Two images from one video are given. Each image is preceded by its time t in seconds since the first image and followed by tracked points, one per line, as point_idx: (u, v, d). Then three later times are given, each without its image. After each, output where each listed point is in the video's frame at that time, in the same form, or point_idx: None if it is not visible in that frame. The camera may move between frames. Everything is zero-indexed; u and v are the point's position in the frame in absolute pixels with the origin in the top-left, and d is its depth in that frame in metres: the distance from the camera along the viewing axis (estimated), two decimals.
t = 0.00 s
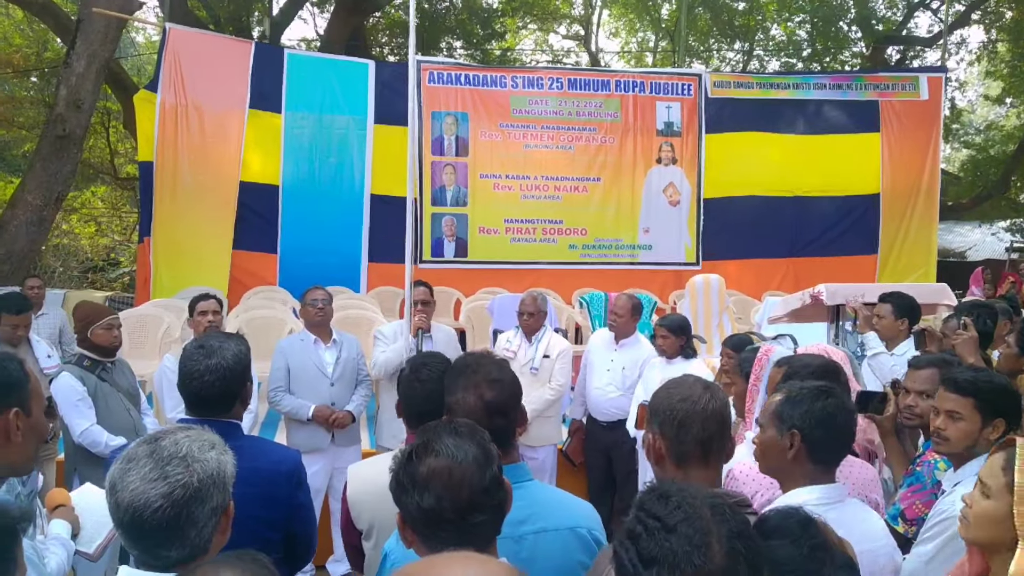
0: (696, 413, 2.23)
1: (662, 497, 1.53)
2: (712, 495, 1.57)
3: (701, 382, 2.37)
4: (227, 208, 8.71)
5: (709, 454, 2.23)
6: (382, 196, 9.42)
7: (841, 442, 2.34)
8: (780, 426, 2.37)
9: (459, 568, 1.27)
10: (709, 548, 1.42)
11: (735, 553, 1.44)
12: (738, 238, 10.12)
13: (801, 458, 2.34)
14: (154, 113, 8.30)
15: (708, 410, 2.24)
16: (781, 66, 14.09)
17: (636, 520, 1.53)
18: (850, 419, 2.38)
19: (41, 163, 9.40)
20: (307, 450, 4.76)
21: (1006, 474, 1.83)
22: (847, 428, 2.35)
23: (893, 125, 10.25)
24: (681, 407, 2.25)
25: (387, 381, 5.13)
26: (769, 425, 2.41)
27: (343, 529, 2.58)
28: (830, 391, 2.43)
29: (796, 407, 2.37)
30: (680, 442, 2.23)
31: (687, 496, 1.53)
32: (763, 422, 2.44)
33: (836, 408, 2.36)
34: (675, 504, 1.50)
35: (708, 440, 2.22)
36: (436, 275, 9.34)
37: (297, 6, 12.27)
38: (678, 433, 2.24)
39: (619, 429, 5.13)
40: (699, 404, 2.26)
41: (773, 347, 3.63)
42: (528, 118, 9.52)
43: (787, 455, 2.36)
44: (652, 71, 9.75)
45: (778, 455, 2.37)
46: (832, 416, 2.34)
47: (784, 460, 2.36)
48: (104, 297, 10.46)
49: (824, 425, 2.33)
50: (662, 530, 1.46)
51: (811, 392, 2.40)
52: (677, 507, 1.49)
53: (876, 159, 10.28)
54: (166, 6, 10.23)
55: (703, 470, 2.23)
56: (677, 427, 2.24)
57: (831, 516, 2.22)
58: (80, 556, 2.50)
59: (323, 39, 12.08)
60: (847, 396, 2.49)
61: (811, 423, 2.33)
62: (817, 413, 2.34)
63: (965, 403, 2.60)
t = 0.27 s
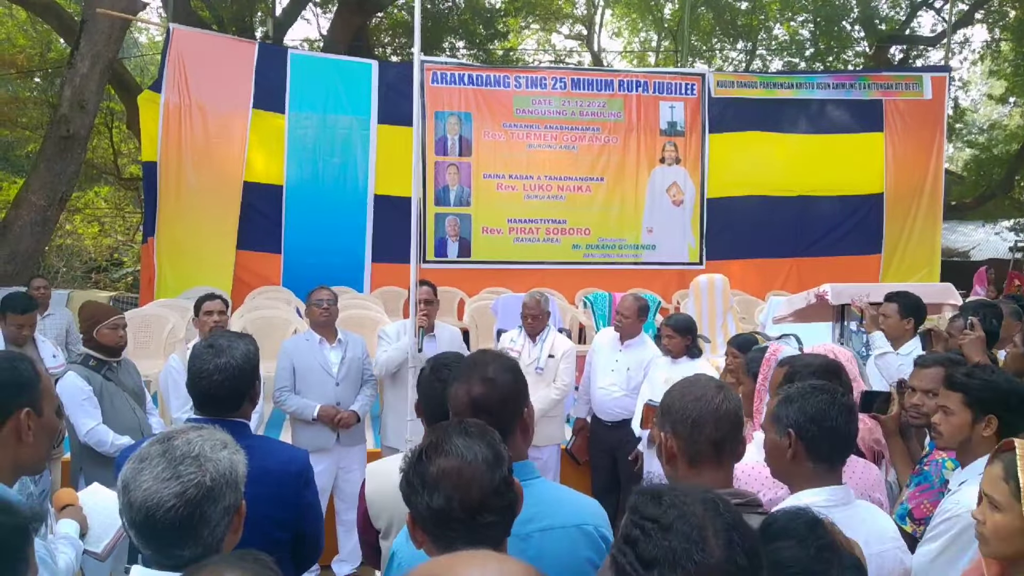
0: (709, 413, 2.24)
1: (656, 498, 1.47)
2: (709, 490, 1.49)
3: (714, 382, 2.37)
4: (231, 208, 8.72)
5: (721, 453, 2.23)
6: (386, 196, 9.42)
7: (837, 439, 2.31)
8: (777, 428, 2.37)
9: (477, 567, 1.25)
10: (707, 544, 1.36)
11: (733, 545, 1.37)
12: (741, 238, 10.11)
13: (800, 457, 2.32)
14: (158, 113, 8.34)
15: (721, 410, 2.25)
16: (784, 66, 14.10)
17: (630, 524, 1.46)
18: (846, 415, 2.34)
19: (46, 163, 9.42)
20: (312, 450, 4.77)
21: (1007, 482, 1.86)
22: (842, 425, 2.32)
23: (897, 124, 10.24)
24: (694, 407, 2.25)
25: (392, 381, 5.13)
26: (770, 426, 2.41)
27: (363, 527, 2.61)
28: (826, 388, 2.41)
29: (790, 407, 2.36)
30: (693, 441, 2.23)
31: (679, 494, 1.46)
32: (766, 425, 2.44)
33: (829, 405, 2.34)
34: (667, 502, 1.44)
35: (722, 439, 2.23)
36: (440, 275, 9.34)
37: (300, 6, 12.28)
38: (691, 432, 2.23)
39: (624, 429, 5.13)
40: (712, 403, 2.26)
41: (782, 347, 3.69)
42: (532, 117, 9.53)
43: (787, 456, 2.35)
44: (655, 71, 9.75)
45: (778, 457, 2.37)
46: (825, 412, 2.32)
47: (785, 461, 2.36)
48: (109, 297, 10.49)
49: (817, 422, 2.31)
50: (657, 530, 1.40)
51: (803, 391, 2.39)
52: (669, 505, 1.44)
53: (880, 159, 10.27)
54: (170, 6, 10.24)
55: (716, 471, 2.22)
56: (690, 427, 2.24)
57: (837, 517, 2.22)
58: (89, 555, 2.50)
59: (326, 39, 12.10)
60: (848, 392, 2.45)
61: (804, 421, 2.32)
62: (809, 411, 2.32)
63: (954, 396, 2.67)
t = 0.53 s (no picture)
0: (725, 413, 2.24)
1: (643, 500, 1.55)
2: (693, 490, 1.59)
3: (730, 383, 2.38)
4: (238, 208, 8.74)
5: (736, 454, 2.23)
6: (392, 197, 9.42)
7: (847, 435, 2.31)
8: (787, 427, 2.38)
9: (509, 563, 1.21)
10: (696, 535, 1.45)
11: (721, 534, 1.46)
12: (747, 237, 10.10)
13: (810, 455, 2.33)
14: (164, 113, 8.35)
15: (737, 410, 2.25)
16: (790, 65, 14.08)
17: (623, 526, 1.55)
18: (854, 411, 2.35)
19: (53, 163, 9.45)
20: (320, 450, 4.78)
21: (1017, 483, 1.87)
22: (851, 422, 2.33)
23: (903, 124, 10.22)
24: (711, 406, 2.25)
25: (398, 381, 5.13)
26: (781, 427, 2.41)
27: (378, 524, 2.62)
28: (834, 387, 2.42)
29: (799, 406, 2.38)
30: (709, 441, 2.23)
31: (665, 494, 1.56)
32: (777, 427, 2.45)
33: (836, 402, 2.35)
34: (654, 502, 1.53)
35: (737, 440, 2.23)
36: (446, 275, 9.36)
37: (305, 6, 12.30)
38: (707, 432, 2.24)
39: (631, 429, 5.14)
40: (729, 403, 2.26)
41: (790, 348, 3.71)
42: (537, 117, 9.53)
43: (798, 454, 2.36)
44: (661, 71, 9.74)
45: (789, 455, 2.37)
46: (833, 409, 2.33)
47: (796, 460, 2.37)
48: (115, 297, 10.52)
49: (826, 419, 2.32)
50: (648, 528, 1.49)
51: (813, 390, 2.41)
52: (657, 504, 1.53)
53: (886, 159, 10.25)
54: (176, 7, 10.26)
55: (729, 472, 2.23)
56: (706, 426, 2.24)
57: (850, 517, 2.22)
58: (101, 554, 2.52)
59: (332, 39, 12.11)
60: (854, 391, 2.46)
61: (813, 418, 2.33)
62: (818, 408, 2.33)
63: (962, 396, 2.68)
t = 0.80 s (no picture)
0: (747, 413, 2.24)
1: (650, 500, 1.56)
2: (699, 488, 1.61)
3: (752, 383, 2.38)
4: (249, 208, 8.78)
5: (755, 456, 2.23)
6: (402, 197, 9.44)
7: (862, 435, 2.30)
8: (803, 428, 2.38)
9: (543, 564, 1.22)
10: (703, 531, 1.45)
11: (729, 530, 1.47)
12: (758, 238, 10.07)
13: (826, 455, 2.33)
14: (176, 114, 8.39)
15: (758, 410, 2.25)
16: (800, 65, 14.04)
17: (630, 525, 1.55)
18: (870, 411, 2.34)
19: (66, 164, 9.52)
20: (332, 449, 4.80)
21: None
22: (866, 421, 2.32)
23: (915, 123, 10.18)
24: (733, 406, 2.25)
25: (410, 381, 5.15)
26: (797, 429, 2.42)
27: (397, 523, 2.63)
28: (848, 387, 2.42)
29: (814, 407, 2.38)
30: (729, 440, 2.23)
31: (671, 494, 1.56)
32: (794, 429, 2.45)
33: (850, 402, 2.34)
34: (661, 501, 1.54)
35: (757, 439, 2.23)
36: (456, 276, 9.38)
37: (316, 7, 12.34)
38: (727, 431, 2.23)
39: (642, 429, 5.14)
40: (752, 403, 2.26)
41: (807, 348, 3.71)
42: (547, 117, 9.54)
43: (814, 454, 2.35)
44: (671, 71, 9.73)
45: (806, 456, 2.37)
46: (848, 409, 2.32)
47: (813, 460, 2.36)
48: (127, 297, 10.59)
49: (840, 419, 2.31)
50: (655, 526, 1.50)
51: (828, 391, 2.41)
52: (664, 503, 1.53)
53: (898, 158, 10.20)
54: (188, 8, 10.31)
55: (746, 473, 2.23)
56: (726, 425, 2.24)
57: (868, 517, 2.22)
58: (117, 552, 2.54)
59: (342, 40, 12.15)
60: (870, 391, 2.46)
61: (827, 419, 2.33)
62: (832, 408, 2.33)
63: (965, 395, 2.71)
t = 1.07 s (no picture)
0: (763, 411, 2.23)
1: (666, 495, 1.56)
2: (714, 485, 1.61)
3: (768, 381, 2.37)
4: (261, 208, 8.82)
5: (771, 454, 2.23)
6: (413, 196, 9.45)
7: (877, 434, 2.29)
8: (817, 426, 2.37)
9: (568, 556, 1.22)
10: (720, 526, 1.46)
11: (745, 525, 1.47)
12: (770, 236, 10.04)
13: (842, 453, 2.32)
14: (189, 114, 8.42)
15: (776, 408, 2.25)
16: (812, 62, 13.97)
17: (647, 521, 1.56)
18: (884, 409, 2.32)
19: (79, 164, 9.57)
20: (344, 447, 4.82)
21: None
22: (880, 420, 2.30)
23: (928, 121, 10.12)
24: (748, 404, 2.25)
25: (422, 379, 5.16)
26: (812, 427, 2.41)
27: (414, 520, 2.64)
28: (863, 385, 2.40)
29: (830, 406, 2.37)
30: (746, 438, 2.23)
31: (689, 490, 1.56)
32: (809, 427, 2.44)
33: (865, 400, 2.33)
34: (677, 497, 1.54)
35: (773, 437, 2.23)
36: (467, 275, 9.39)
37: (327, 7, 12.37)
38: (744, 429, 2.23)
39: (654, 428, 5.14)
40: (767, 401, 2.26)
41: (822, 347, 3.71)
42: (558, 116, 9.53)
43: (829, 453, 2.35)
44: (683, 69, 9.70)
45: (822, 455, 2.37)
46: (862, 408, 2.31)
47: (828, 459, 2.36)
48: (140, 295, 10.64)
49: (855, 418, 2.30)
50: (672, 521, 1.50)
51: (843, 390, 2.40)
52: (680, 498, 1.54)
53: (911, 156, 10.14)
54: (199, 9, 10.35)
55: (763, 471, 2.23)
56: (743, 423, 2.24)
57: (884, 516, 2.22)
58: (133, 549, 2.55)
59: (353, 41, 12.18)
60: (885, 388, 2.44)
61: (842, 417, 2.32)
62: (847, 407, 2.32)
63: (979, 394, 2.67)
